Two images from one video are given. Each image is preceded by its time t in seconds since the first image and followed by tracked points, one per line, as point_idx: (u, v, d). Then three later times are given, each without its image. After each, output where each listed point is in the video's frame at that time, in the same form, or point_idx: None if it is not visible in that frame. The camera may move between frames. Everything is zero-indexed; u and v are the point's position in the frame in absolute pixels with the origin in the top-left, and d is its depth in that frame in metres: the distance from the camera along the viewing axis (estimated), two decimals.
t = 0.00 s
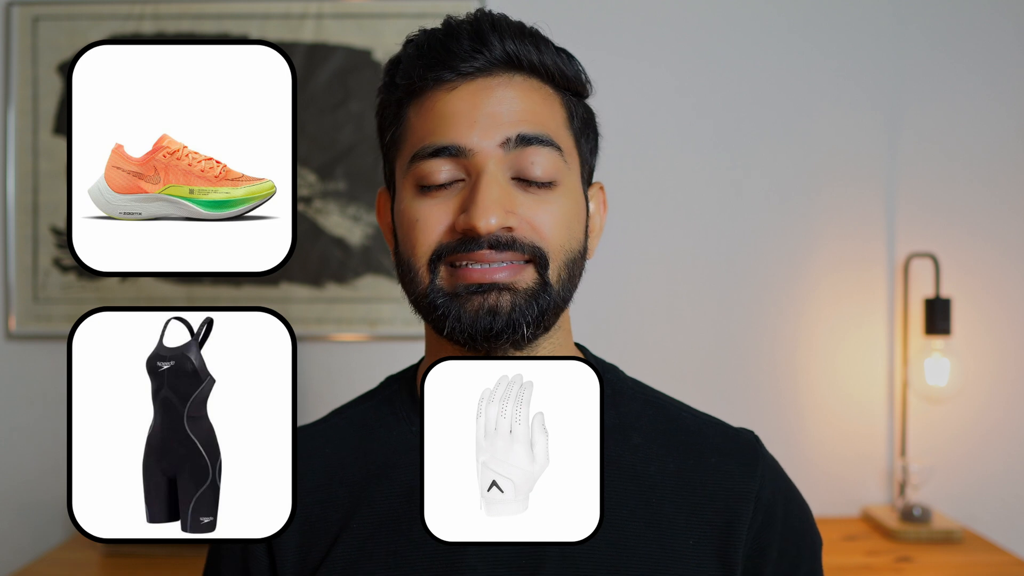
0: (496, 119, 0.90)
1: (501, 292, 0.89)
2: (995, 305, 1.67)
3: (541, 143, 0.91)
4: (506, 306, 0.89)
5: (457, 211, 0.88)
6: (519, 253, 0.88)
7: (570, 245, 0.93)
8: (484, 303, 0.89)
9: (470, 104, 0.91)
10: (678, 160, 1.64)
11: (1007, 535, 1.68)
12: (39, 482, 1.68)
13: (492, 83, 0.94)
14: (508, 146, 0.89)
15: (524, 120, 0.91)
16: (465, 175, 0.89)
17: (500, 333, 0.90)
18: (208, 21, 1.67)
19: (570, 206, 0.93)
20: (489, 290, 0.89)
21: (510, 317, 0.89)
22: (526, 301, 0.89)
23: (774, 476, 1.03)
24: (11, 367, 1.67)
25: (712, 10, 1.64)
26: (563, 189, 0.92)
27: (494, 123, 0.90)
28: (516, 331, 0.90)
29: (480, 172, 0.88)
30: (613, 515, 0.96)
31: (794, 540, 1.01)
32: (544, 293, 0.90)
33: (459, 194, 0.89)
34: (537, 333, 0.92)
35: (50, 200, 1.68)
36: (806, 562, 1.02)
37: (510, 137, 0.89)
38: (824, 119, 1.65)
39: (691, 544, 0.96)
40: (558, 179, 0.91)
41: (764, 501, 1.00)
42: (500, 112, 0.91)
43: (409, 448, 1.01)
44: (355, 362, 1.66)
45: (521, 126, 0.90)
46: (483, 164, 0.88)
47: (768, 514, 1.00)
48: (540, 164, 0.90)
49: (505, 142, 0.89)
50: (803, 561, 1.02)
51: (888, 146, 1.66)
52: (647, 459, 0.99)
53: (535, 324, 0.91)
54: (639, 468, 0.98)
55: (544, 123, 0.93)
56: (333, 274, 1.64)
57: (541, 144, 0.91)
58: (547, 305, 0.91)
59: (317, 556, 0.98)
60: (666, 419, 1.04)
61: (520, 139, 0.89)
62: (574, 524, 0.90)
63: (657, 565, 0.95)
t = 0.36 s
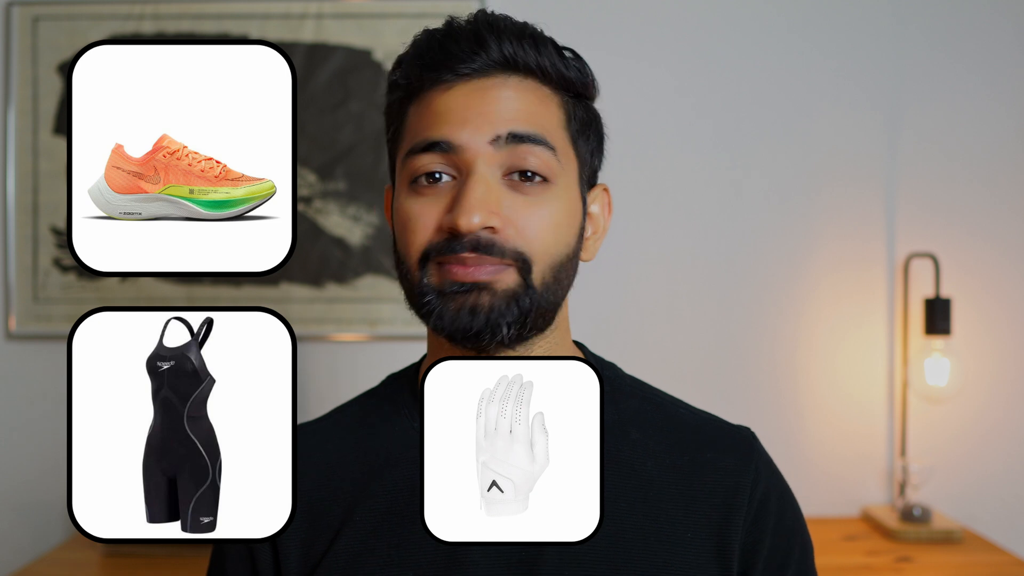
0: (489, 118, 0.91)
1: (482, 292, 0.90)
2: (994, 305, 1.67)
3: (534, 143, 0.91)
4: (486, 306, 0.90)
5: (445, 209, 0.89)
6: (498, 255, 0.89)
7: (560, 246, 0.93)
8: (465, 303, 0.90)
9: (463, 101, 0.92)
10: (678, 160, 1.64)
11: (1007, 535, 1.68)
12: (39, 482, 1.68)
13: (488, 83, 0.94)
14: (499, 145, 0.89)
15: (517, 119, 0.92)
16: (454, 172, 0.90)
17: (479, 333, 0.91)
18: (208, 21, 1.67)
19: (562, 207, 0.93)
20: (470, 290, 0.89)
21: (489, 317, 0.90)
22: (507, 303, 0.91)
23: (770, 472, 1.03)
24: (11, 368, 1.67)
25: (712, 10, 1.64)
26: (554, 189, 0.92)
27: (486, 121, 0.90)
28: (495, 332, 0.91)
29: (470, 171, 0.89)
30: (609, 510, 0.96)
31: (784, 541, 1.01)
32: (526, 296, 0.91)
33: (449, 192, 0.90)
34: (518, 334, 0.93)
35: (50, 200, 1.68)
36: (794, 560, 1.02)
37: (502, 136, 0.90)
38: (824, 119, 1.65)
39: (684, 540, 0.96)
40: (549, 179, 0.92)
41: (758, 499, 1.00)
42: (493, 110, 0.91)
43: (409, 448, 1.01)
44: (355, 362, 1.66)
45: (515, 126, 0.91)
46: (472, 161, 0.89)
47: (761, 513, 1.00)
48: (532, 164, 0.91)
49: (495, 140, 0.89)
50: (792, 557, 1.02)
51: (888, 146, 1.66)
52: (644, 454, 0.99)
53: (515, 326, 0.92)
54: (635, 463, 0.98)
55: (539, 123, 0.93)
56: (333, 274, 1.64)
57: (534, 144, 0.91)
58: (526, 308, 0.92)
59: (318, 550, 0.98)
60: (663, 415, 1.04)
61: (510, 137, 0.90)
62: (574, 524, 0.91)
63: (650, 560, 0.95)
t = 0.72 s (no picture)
0: (457, 121, 0.91)
1: (456, 302, 0.92)
2: (994, 305, 1.67)
3: (504, 144, 0.92)
4: (459, 316, 0.93)
5: (415, 215, 0.91)
6: (468, 258, 0.91)
7: (534, 247, 0.94)
8: (438, 313, 0.93)
9: (432, 106, 0.94)
10: (678, 160, 1.64)
11: (1007, 535, 1.68)
12: (39, 482, 1.68)
13: (456, 86, 0.95)
14: (465, 147, 0.90)
15: (485, 121, 0.92)
16: (423, 178, 0.91)
17: (453, 342, 0.93)
18: (208, 21, 1.67)
19: (535, 207, 0.94)
20: (444, 300, 0.92)
21: (463, 327, 0.92)
22: (481, 312, 0.93)
23: (772, 476, 1.02)
24: (11, 368, 1.68)
25: (711, 11, 1.64)
26: (526, 190, 0.93)
27: (453, 124, 0.91)
28: (470, 341, 0.93)
29: (438, 175, 0.90)
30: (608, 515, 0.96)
31: (788, 546, 1.00)
32: (500, 304, 0.93)
33: (420, 197, 0.91)
34: (496, 343, 0.95)
35: (50, 200, 1.68)
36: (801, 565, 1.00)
37: (468, 139, 0.90)
38: (824, 119, 1.65)
39: (685, 546, 0.96)
40: (520, 180, 0.92)
41: (760, 503, 1.00)
42: (460, 113, 0.92)
43: (410, 447, 1.01)
44: (355, 362, 1.66)
45: (482, 127, 0.92)
46: (439, 166, 0.90)
47: (764, 517, 1.00)
48: (503, 166, 0.91)
49: (461, 143, 0.90)
50: (799, 562, 1.00)
51: (888, 146, 1.66)
52: (642, 459, 1.00)
53: (490, 333, 0.93)
54: (633, 468, 0.99)
55: (508, 123, 0.93)
56: (333, 274, 1.64)
57: (503, 145, 0.92)
58: (501, 317, 0.93)
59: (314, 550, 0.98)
60: (662, 419, 1.04)
61: (476, 140, 0.90)
62: (574, 524, 0.91)
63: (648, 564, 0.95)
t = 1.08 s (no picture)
0: (457, 122, 0.91)
1: (457, 308, 0.93)
2: (995, 305, 1.67)
3: (505, 146, 0.91)
4: (461, 322, 0.93)
5: (416, 217, 0.91)
6: (473, 263, 0.91)
7: (535, 250, 0.95)
8: (440, 318, 0.93)
9: (431, 107, 0.93)
10: (678, 160, 1.64)
11: (1007, 535, 1.68)
12: (39, 482, 1.68)
13: (456, 86, 0.94)
14: (465, 149, 0.90)
15: (485, 122, 0.92)
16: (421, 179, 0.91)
17: (455, 347, 0.94)
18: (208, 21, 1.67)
19: (534, 211, 0.93)
20: (447, 306, 0.93)
21: (465, 333, 0.93)
22: (483, 318, 0.93)
23: (771, 476, 1.03)
24: (11, 368, 1.68)
25: (712, 10, 1.64)
26: (527, 192, 0.92)
27: (453, 125, 0.91)
28: (472, 346, 0.93)
29: (439, 178, 0.90)
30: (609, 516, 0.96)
31: (787, 543, 1.00)
32: (502, 310, 0.93)
33: (420, 199, 0.91)
34: (497, 348, 0.95)
35: (50, 200, 1.68)
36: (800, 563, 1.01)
37: (469, 140, 0.90)
38: (824, 119, 1.65)
39: (686, 545, 0.96)
40: (522, 182, 0.92)
41: (759, 502, 1.00)
42: (460, 114, 0.92)
43: (410, 447, 1.01)
44: (355, 363, 1.66)
45: (483, 128, 0.91)
46: (440, 168, 0.90)
47: (763, 515, 1.00)
48: (505, 167, 0.91)
49: (462, 144, 0.90)
50: (798, 560, 1.01)
51: (888, 146, 1.66)
52: (642, 459, 1.00)
53: (492, 339, 0.94)
54: (634, 468, 0.99)
55: (508, 124, 0.93)
56: (333, 274, 1.64)
57: (504, 146, 0.91)
58: (503, 323, 0.94)
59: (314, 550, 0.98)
60: (661, 420, 1.04)
61: (478, 141, 0.90)
62: (574, 523, 0.90)
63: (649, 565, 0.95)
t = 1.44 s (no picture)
0: (496, 133, 0.98)
1: (506, 318, 1.01)
2: (994, 305, 1.67)
3: (542, 154, 0.99)
4: (512, 330, 1.01)
5: (462, 226, 0.98)
6: (522, 272, 1.00)
7: (572, 253, 1.02)
8: (492, 327, 1.01)
9: (468, 117, 0.99)
10: (678, 160, 1.64)
11: (1007, 535, 1.68)
12: (39, 482, 1.68)
13: (490, 96, 1.00)
14: (509, 160, 0.97)
15: (522, 132, 0.99)
16: (466, 190, 0.97)
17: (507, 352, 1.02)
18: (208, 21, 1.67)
19: (570, 215, 1.01)
20: (496, 316, 1.01)
21: (517, 340, 1.01)
22: (530, 322, 1.01)
23: (765, 473, 1.06)
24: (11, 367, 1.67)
25: (711, 10, 1.64)
26: (564, 197, 1.00)
27: (493, 136, 0.98)
28: (522, 350, 1.02)
29: (483, 188, 0.97)
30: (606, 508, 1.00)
31: (775, 539, 1.03)
32: (546, 314, 1.02)
33: (463, 208, 0.98)
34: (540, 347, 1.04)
35: (50, 200, 1.68)
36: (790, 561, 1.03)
37: (511, 151, 0.97)
38: (824, 119, 1.65)
39: (681, 539, 0.99)
40: (559, 188, 0.99)
41: (753, 498, 1.03)
42: (498, 126, 0.98)
43: (410, 447, 1.04)
44: (355, 363, 1.66)
45: (522, 138, 0.98)
46: (484, 177, 0.97)
47: (755, 511, 1.03)
48: (541, 174, 0.98)
49: (506, 155, 0.97)
50: (785, 557, 1.03)
51: (888, 145, 1.66)
52: (642, 453, 1.03)
53: (540, 341, 1.03)
54: (633, 462, 1.03)
55: (541, 132, 1.00)
56: (333, 274, 1.64)
57: (542, 155, 0.99)
58: (547, 323, 1.02)
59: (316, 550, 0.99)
60: (660, 416, 1.08)
61: (520, 153, 0.97)
62: (574, 524, 0.91)
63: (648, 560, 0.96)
